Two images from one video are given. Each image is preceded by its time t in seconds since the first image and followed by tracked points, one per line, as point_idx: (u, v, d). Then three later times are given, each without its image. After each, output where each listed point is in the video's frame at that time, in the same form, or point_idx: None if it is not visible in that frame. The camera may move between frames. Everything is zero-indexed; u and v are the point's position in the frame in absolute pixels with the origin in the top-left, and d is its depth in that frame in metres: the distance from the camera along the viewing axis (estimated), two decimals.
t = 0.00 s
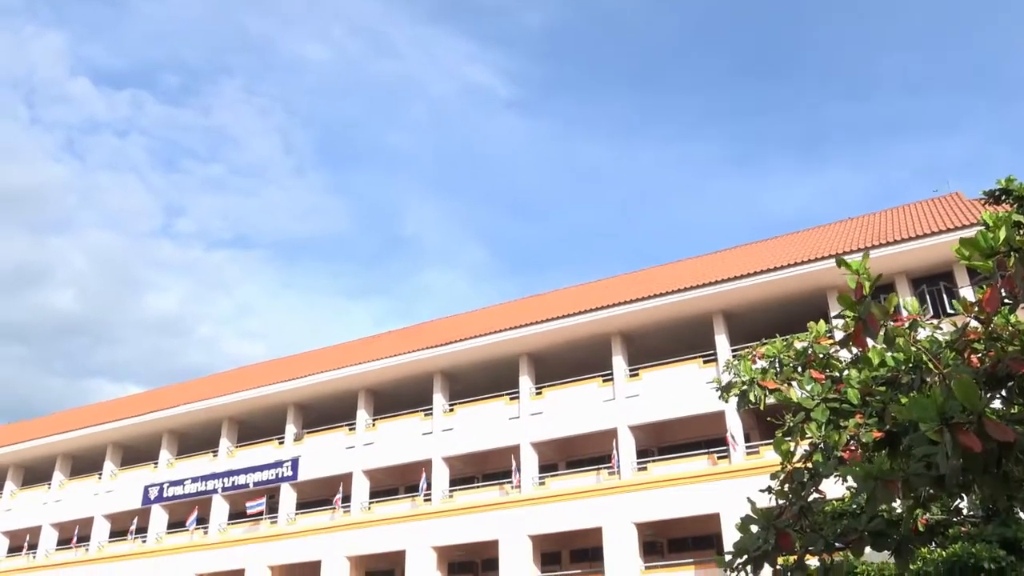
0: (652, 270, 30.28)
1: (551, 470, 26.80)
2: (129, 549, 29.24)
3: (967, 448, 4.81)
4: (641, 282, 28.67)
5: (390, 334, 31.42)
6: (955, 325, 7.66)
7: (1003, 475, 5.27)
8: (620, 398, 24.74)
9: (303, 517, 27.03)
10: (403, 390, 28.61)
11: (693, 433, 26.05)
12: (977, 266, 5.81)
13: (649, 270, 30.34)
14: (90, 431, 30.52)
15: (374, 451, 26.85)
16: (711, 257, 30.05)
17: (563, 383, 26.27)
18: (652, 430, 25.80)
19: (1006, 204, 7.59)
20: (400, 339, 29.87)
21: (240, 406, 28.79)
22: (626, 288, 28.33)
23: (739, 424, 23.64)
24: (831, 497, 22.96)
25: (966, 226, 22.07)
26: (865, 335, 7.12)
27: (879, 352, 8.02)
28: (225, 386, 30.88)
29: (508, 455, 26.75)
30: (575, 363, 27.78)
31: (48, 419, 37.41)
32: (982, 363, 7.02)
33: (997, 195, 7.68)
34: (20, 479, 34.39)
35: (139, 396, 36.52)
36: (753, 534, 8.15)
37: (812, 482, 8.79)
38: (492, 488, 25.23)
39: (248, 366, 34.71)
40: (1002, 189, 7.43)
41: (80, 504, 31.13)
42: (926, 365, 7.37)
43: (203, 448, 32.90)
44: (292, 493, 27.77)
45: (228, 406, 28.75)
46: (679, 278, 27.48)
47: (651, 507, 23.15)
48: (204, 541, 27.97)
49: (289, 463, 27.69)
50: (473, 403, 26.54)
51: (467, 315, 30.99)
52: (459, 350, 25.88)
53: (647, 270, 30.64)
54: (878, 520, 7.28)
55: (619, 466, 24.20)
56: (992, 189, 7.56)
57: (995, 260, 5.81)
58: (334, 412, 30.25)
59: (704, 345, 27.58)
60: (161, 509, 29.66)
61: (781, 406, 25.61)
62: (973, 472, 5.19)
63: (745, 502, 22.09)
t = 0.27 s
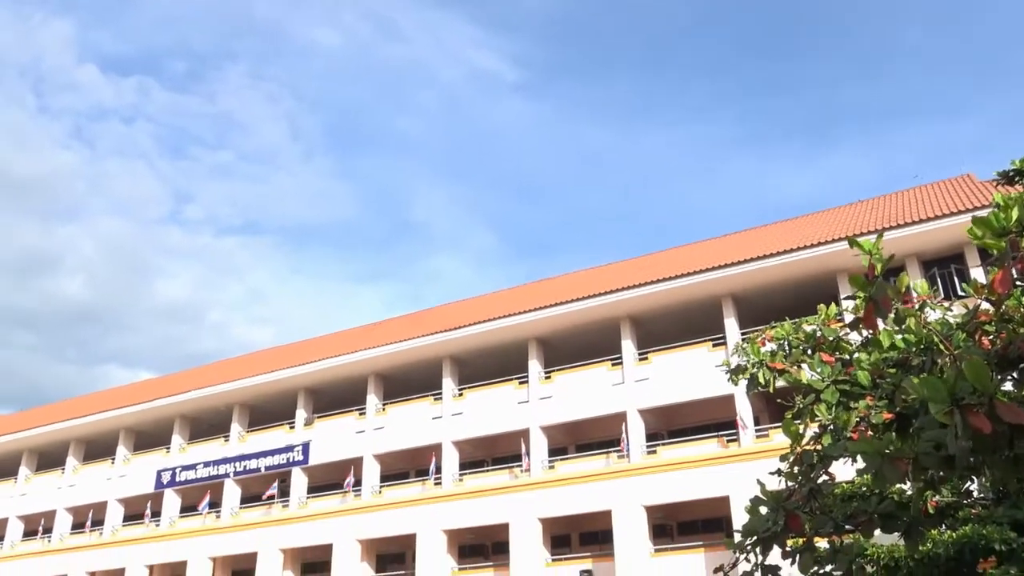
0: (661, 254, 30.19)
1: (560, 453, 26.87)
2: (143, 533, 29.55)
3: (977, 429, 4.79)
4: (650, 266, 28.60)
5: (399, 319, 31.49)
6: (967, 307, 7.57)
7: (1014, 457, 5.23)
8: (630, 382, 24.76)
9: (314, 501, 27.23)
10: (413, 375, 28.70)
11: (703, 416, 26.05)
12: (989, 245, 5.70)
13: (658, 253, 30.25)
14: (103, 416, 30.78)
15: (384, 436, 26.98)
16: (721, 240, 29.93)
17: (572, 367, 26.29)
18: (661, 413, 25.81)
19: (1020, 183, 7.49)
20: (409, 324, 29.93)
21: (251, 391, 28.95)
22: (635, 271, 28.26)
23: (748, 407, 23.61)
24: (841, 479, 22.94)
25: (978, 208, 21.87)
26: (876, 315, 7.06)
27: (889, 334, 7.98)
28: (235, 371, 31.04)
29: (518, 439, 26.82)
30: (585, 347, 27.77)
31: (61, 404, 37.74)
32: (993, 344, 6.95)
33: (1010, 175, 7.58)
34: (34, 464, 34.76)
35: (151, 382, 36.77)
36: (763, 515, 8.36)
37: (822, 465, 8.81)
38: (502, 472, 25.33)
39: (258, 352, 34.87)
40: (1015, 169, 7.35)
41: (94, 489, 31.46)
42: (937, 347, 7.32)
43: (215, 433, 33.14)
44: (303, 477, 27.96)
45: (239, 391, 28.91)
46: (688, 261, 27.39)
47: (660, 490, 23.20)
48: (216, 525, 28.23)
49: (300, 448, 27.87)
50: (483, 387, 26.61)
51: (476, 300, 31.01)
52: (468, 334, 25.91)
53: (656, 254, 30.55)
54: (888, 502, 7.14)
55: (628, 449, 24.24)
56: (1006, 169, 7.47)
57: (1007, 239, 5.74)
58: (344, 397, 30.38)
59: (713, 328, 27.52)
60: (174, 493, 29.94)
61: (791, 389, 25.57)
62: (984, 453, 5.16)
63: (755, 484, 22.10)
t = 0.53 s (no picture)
0: (675, 237, 30.03)
1: (574, 437, 26.91)
2: (162, 517, 29.87)
3: (998, 413, 4.70)
4: (665, 249, 28.45)
5: (413, 304, 31.54)
6: (984, 287, 7.46)
7: None
8: (644, 365, 24.71)
9: (330, 485, 27.43)
10: (427, 360, 28.77)
11: (717, 399, 25.98)
12: (1007, 224, 5.65)
13: (671, 236, 30.09)
14: (121, 402, 31.09)
15: (399, 420, 27.11)
16: (735, 223, 29.72)
17: (586, 351, 26.26)
18: (676, 397, 25.76)
19: None
20: (423, 308, 29.97)
21: (267, 377, 29.14)
22: (648, 255, 28.14)
23: (763, 390, 23.52)
24: (857, 461, 22.84)
25: (996, 188, 21.59)
26: (896, 296, 7.13)
27: (905, 315, 7.81)
28: (251, 357, 31.23)
29: (532, 423, 26.86)
30: (598, 331, 27.73)
31: (80, 390, 38.13)
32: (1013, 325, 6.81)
33: None
34: (54, 449, 35.20)
35: (168, 368, 37.08)
36: (777, 496, 8.29)
37: (838, 446, 8.92)
38: (517, 455, 25.38)
39: (273, 338, 35.05)
40: None
41: (113, 473, 31.83)
42: (956, 328, 7.20)
43: (231, 418, 33.39)
44: (319, 461, 28.15)
45: (254, 376, 29.10)
46: (702, 244, 27.22)
47: (675, 473, 23.21)
48: (234, 509, 28.50)
49: (316, 432, 28.06)
50: (497, 371, 26.65)
51: (489, 284, 31.00)
52: (482, 319, 25.93)
53: (669, 237, 30.39)
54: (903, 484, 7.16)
55: (642, 433, 24.25)
56: None
57: None
58: (359, 382, 30.51)
59: (728, 311, 27.37)
60: (192, 478, 30.24)
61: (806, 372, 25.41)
62: (1003, 435, 5.06)
63: (770, 466, 22.07)
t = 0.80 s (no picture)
0: (691, 216, 29.82)
1: (591, 417, 26.94)
2: (183, 497, 30.25)
3: None
4: (681, 229, 28.27)
5: (429, 286, 31.56)
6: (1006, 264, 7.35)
7: None
8: (660, 345, 24.64)
9: (348, 465, 27.65)
10: (443, 341, 28.83)
11: (734, 379, 25.89)
12: None
13: (688, 216, 29.88)
14: (142, 384, 31.42)
15: (416, 401, 27.25)
16: (752, 201, 29.46)
17: (602, 331, 26.21)
18: (692, 377, 25.69)
19: None
20: (439, 290, 29.99)
21: (285, 359, 29.33)
22: (665, 234, 27.97)
23: (780, 369, 23.41)
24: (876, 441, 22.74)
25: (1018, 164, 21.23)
26: (922, 271, 7.17)
27: (925, 293, 7.72)
28: (269, 339, 31.43)
29: (548, 403, 26.90)
30: (614, 311, 27.66)
31: (101, 373, 38.55)
32: None
33: None
34: (77, 431, 35.66)
35: (186, 350, 37.39)
36: (795, 475, 8.26)
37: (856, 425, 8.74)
38: (534, 435, 25.46)
39: (291, 320, 35.23)
40: None
41: (136, 454, 32.23)
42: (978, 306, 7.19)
43: (250, 400, 33.69)
44: (337, 442, 28.37)
45: (273, 358, 29.30)
46: (718, 223, 27.01)
47: (692, 453, 23.20)
48: (254, 489, 28.80)
49: (334, 414, 28.25)
50: (513, 352, 26.67)
51: (504, 265, 30.96)
52: (498, 300, 25.92)
53: (686, 216, 30.18)
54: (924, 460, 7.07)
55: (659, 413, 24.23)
56: None
57: None
58: (375, 364, 30.65)
59: (745, 291, 27.21)
60: (212, 459, 30.58)
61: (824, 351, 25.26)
62: None
63: (788, 446, 22.02)
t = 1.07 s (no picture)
0: (706, 194, 29.61)
1: (606, 397, 26.95)
2: (202, 478, 30.58)
3: None
4: (696, 207, 28.08)
5: (443, 267, 31.56)
6: None
7: None
8: (675, 325, 24.57)
9: (365, 446, 27.81)
10: (458, 322, 28.86)
11: (750, 358, 25.79)
12: None
13: (702, 194, 29.66)
14: (160, 367, 31.69)
15: (431, 381, 27.34)
16: (767, 179, 29.19)
17: (617, 310, 26.14)
18: (708, 356, 25.62)
19: None
20: (453, 271, 29.99)
21: (301, 341, 29.48)
22: (679, 213, 27.79)
23: (797, 347, 23.29)
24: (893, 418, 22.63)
25: None
26: (945, 244, 7.10)
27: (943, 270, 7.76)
28: (284, 321, 31.57)
29: (563, 383, 26.92)
30: (629, 291, 27.57)
31: (119, 356, 38.90)
32: None
33: None
34: (97, 413, 36.06)
35: (203, 333, 37.65)
36: (813, 454, 8.43)
37: (874, 403, 8.84)
38: (549, 415, 25.50)
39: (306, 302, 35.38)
40: None
41: (155, 436, 32.58)
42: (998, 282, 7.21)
43: (267, 382, 33.92)
44: (354, 423, 28.55)
45: (289, 340, 29.45)
46: (734, 201, 26.79)
47: (708, 432, 23.17)
48: (272, 470, 29.06)
49: (350, 395, 28.40)
50: (528, 332, 26.68)
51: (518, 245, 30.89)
52: (512, 280, 25.89)
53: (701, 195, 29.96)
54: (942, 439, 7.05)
55: (674, 392, 24.20)
56: None
57: None
58: (390, 345, 30.75)
59: (761, 269, 27.03)
60: (231, 440, 30.86)
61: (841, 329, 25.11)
62: None
63: (804, 424, 21.96)
